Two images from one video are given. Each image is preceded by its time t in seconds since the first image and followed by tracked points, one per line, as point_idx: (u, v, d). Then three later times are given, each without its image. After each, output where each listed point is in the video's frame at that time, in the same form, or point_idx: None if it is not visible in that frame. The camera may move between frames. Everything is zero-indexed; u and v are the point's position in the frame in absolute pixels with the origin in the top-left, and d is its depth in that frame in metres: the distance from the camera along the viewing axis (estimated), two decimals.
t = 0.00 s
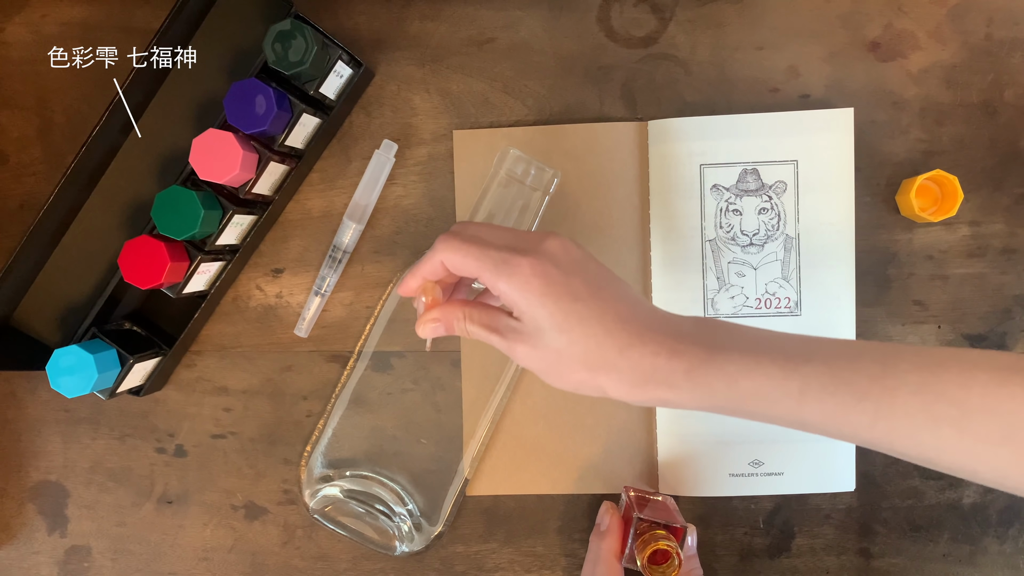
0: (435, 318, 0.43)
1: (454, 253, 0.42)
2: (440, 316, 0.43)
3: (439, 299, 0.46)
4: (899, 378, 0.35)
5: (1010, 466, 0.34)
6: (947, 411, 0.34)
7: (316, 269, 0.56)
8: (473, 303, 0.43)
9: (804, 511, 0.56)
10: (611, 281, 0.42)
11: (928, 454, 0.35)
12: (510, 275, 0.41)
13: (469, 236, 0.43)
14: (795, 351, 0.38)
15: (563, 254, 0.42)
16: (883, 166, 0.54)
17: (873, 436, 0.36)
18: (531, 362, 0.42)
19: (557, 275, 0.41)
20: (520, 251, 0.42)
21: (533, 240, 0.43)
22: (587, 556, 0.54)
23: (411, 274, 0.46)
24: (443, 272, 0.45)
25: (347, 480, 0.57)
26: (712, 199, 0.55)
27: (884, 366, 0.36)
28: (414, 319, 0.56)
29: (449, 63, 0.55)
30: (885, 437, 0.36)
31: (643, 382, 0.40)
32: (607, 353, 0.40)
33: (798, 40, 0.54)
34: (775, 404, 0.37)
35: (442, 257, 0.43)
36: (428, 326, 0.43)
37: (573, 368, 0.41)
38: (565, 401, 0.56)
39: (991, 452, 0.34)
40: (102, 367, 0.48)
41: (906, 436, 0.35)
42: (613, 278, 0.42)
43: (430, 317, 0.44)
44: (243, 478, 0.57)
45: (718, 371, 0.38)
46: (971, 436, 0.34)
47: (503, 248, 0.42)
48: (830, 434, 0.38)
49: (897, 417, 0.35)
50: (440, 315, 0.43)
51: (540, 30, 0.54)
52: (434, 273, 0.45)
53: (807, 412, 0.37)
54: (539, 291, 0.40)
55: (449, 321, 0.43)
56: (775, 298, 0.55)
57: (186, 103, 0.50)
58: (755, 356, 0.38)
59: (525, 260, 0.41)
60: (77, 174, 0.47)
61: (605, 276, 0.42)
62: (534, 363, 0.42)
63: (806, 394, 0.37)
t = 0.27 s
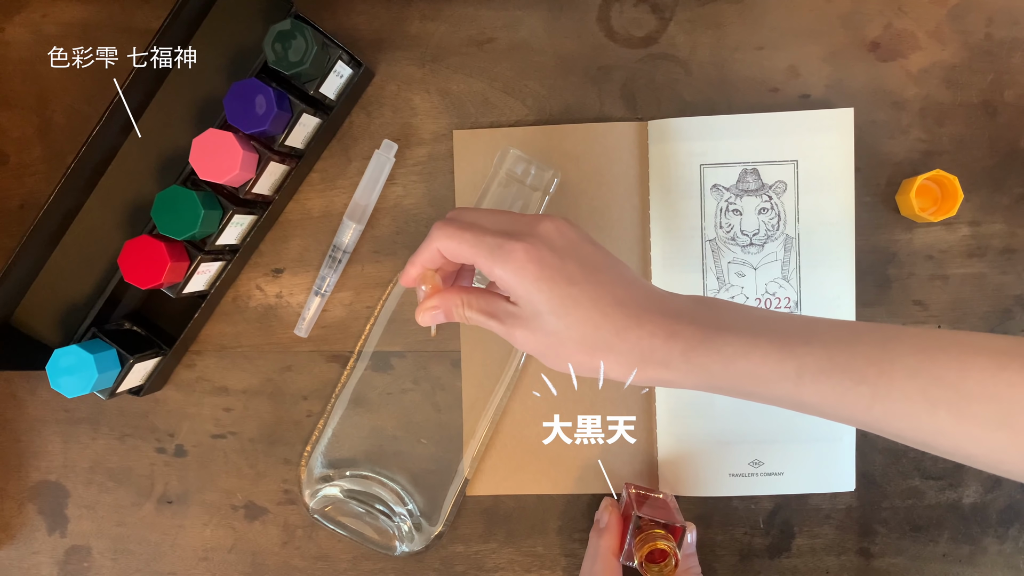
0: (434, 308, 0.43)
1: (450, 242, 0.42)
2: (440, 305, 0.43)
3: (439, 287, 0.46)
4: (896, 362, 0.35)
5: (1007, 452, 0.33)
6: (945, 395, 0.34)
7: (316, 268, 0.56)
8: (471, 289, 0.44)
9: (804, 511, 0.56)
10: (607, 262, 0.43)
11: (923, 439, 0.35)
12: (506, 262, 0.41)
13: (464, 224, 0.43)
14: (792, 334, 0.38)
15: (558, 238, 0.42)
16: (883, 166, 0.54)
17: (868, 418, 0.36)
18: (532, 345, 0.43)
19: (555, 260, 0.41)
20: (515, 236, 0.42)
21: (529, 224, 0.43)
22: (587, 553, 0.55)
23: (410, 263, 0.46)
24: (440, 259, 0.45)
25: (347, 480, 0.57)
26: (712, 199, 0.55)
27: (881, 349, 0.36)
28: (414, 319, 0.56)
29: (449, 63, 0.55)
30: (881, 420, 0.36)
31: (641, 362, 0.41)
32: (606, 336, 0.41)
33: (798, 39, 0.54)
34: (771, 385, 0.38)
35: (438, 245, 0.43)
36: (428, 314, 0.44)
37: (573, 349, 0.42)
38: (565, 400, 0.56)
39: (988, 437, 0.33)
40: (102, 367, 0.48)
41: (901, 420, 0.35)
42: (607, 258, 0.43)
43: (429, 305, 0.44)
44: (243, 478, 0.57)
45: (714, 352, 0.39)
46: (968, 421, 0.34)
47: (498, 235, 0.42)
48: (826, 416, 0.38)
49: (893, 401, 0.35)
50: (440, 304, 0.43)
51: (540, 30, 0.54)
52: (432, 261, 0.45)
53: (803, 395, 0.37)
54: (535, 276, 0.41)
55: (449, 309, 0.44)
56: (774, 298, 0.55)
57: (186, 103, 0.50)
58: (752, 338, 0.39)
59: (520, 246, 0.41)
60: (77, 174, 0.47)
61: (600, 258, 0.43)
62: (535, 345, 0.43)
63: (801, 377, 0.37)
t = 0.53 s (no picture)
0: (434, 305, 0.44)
1: (448, 238, 0.43)
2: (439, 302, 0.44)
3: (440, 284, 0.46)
4: (894, 359, 0.35)
5: (1003, 447, 0.33)
6: (941, 391, 0.33)
7: (316, 269, 0.56)
8: (470, 286, 0.44)
9: (803, 511, 0.56)
10: (605, 257, 0.43)
11: (919, 434, 0.35)
12: (503, 258, 0.41)
13: (463, 221, 0.43)
14: (790, 329, 0.38)
15: (555, 234, 0.42)
16: (883, 166, 0.54)
17: (865, 413, 0.36)
18: (530, 342, 0.43)
19: (552, 256, 0.41)
20: (513, 232, 0.42)
21: (527, 220, 0.43)
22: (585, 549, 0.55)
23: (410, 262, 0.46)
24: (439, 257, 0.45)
25: (347, 480, 0.57)
26: (712, 199, 0.55)
27: (878, 344, 0.36)
28: (414, 319, 0.56)
29: (449, 63, 0.55)
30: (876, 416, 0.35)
31: (639, 358, 0.41)
32: (605, 332, 0.41)
33: (797, 39, 0.54)
34: (768, 381, 0.38)
35: (436, 242, 0.43)
36: (427, 310, 0.44)
37: (571, 345, 0.42)
38: (565, 400, 0.56)
39: (984, 433, 0.33)
40: (102, 367, 0.48)
41: (897, 414, 0.35)
42: (605, 254, 0.43)
43: (428, 303, 0.44)
44: (243, 478, 0.57)
45: (712, 348, 0.39)
46: (964, 416, 0.33)
47: (495, 231, 0.42)
48: (823, 411, 0.38)
49: (890, 396, 0.35)
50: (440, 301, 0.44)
51: (540, 30, 0.54)
52: (431, 258, 0.45)
53: (801, 390, 0.37)
54: (533, 272, 0.41)
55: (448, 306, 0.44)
56: (774, 298, 0.55)
57: (186, 103, 0.50)
58: (749, 334, 0.39)
59: (517, 242, 0.41)
60: (77, 174, 0.47)
61: (598, 254, 0.43)
62: (533, 342, 0.43)
63: (797, 372, 0.37)
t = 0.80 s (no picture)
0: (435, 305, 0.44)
1: (450, 238, 0.43)
2: (441, 302, 0.43)
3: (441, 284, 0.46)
4: (895, 360, 0.35)
5: (1003, 449, 0.33)
6: (941, 392, 0.33)
7: (316, 269, 0.56)
8: (471, 286, 0.44)
9: (803, 511, 0.56)
10: (607, 257, 0.43)
11: (920, 435, 0.35)
12: (506, 257, 0.41)
13: (465, 220, 0.43)
14: (790, 330, 0.38)
15: (557, 234, 0.42)
16: (883, 166, 0.54)
17: (865, 414, 0.36)
18: (532, 342, 0.43)
19: (554, 256, 0.41)
20: (515, 232, 0.42)
21: (529, 219, 0.43)
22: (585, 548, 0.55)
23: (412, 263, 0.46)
24: (441, 257, 0.45)
25: (347, 480, 0.57)
26: (712, 199, 0.55)
27: (878, 345, 0.36)
28: (414, 319, 0.56)
29: (449, 63, 0.55)
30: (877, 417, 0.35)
31: (640, 358, 0.41)
32: (607, 332, 0.41)
33: (798, 39, 0.54)
34: (769, 381, 0.38)
35: (439, 242, 0.43)
36: (428, 310, 0.44)
37: (572, 345, 0.42)
38: (565, 400, 0.56)
39: (984, 434, 0.33)
40: (102, 366, 0.48)
41: (898, 415, 0.35)
42: (607, 254, 0.43)
43: (429, 303, 0.44)
44: (243, 478, 0.57)
45: (712, 348, 0.39)
46: (964, 417, 0.33)
47: (498, 231, 0.42)
48: (824, 412, 0.38)
49: (891, 397, 0.35)
50: (441, 301, 0.43)
51: (540, 30, 0.54)
52: (433, 258, 0.45)
53: (801, 390, 0.37)
54: (535, 271, 0.41)
55: (450, 306, 0.44)
56: (774, 298, 0.55)
57: (186, 103, 0.50)
58: (749, 334, 0.39)
59: (519, 241, 0.41)
60: (77, 174, 0.47)
61: (599, 253, 0.43)
62: (534, 342, 0.43)
63: (797, 373, 0.37)
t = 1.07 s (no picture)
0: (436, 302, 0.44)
1: (452, 235, 0.43)
2: (442, 299, 0.43)
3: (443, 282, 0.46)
4: (895, 360, 0.35)
5: (1003, 449, 0.33)
6: (940, 392, 0.33)
7: (316, 268, 0.56)
8: (472, 283, 0.44)
9: (803, 511, 0.56)
10: (608, 256, 0.43)
11: (920, 435, 0.35)
12: (507, 255, 0.41)
13: (467, 218, 0.43)
14: (790, 330, 0.38)
15: (559, 232, 0.42)
16: (883, 166, 0.54)
17: (865, 414, 0.36)
18: (533, 340, 0.43)
19: (556, 254, 0.41)
20: (517, 230, 0.42)
21: (530, 217, 0.43)
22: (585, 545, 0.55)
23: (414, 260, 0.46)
24: (442, 255, 0.45)
25: (347, 480, 0.57)
26: (712, 199, 0.55)
27: (879, 345, 0.36)
28: (414, 319, 0.56)
29: (449, 63, 0.55)
30: (877, 417, 0.35)
31: (640, 357, 0.41)
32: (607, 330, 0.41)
33: (798, 39, 0.54)
34: (769, 380, 0.38)
35: (441, 239, 0.43)
36: (428, 307, 0.44)
37: (573, 343, 0.42)
38: (565, 400, 0.56)
39: (984, 435, 0.33)
40: (102, 366, 0.48)
41: (897, 415, 0.35)
42: (609, 253, 0.43)
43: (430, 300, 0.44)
44: (243, 478, 0.57)
45: (713, 347, 0.39)
46: (964, 417, 0.33)
47: (500, 228, 0.42)
48: (824, 411, 0.38)
49: (891, 397, 0.35)
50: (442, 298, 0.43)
51: (540, 30, 0.54)
52: (434, 256, 0.45)
53: (801, 390, 0.37)
54: (537, 269, 0.41)
55: (451, 304, 0.44)
56: (774, 298, 0.55)
57: (186, 103, 0.50)
58: (750, 334, 0.39)
59: (521, 239, 0.41)
60: (77, 174, 0.47)
61: (601, 252, 0.43)
62: (536, 340, 0.43)
63: (797, 372, 0.37)
